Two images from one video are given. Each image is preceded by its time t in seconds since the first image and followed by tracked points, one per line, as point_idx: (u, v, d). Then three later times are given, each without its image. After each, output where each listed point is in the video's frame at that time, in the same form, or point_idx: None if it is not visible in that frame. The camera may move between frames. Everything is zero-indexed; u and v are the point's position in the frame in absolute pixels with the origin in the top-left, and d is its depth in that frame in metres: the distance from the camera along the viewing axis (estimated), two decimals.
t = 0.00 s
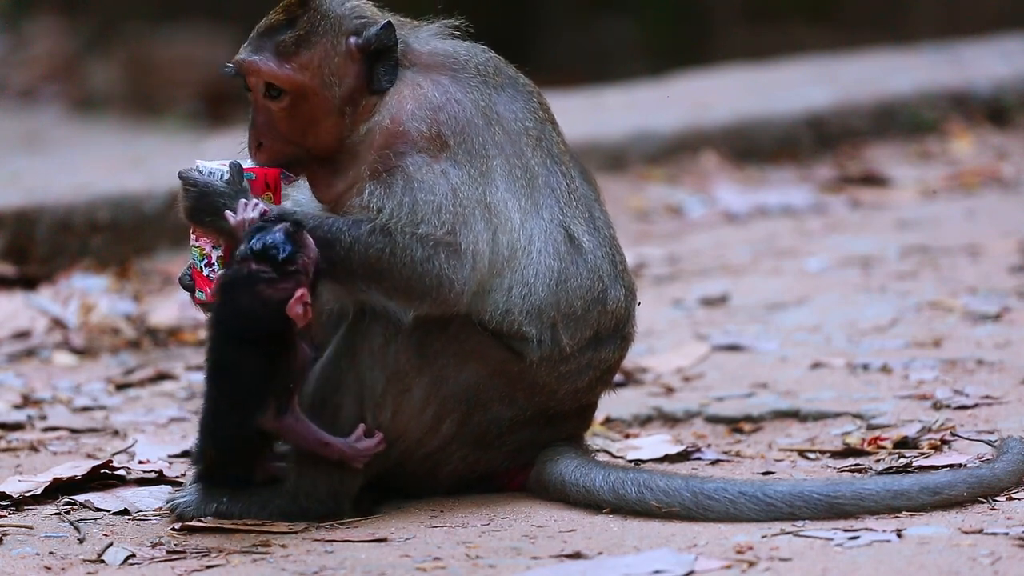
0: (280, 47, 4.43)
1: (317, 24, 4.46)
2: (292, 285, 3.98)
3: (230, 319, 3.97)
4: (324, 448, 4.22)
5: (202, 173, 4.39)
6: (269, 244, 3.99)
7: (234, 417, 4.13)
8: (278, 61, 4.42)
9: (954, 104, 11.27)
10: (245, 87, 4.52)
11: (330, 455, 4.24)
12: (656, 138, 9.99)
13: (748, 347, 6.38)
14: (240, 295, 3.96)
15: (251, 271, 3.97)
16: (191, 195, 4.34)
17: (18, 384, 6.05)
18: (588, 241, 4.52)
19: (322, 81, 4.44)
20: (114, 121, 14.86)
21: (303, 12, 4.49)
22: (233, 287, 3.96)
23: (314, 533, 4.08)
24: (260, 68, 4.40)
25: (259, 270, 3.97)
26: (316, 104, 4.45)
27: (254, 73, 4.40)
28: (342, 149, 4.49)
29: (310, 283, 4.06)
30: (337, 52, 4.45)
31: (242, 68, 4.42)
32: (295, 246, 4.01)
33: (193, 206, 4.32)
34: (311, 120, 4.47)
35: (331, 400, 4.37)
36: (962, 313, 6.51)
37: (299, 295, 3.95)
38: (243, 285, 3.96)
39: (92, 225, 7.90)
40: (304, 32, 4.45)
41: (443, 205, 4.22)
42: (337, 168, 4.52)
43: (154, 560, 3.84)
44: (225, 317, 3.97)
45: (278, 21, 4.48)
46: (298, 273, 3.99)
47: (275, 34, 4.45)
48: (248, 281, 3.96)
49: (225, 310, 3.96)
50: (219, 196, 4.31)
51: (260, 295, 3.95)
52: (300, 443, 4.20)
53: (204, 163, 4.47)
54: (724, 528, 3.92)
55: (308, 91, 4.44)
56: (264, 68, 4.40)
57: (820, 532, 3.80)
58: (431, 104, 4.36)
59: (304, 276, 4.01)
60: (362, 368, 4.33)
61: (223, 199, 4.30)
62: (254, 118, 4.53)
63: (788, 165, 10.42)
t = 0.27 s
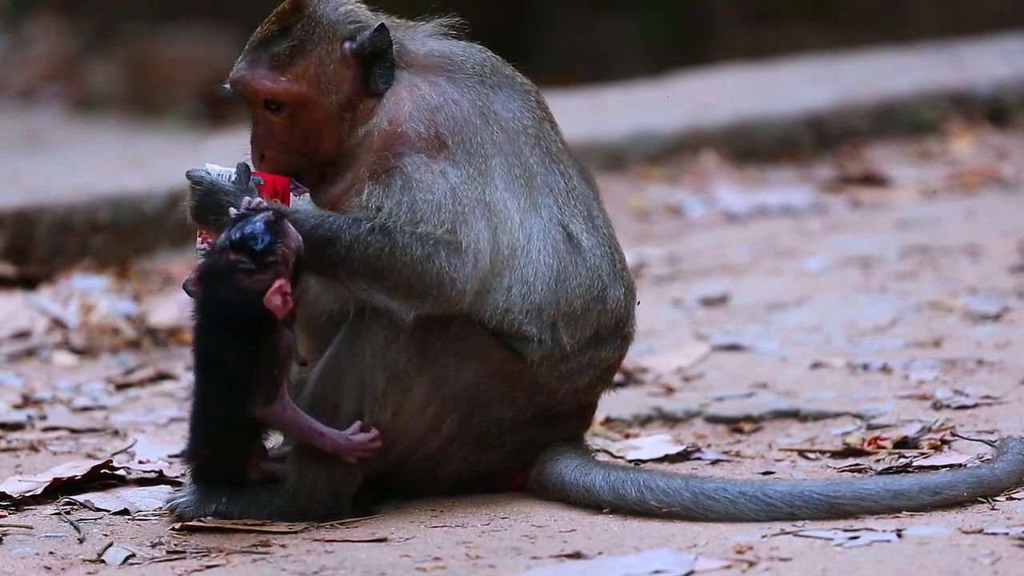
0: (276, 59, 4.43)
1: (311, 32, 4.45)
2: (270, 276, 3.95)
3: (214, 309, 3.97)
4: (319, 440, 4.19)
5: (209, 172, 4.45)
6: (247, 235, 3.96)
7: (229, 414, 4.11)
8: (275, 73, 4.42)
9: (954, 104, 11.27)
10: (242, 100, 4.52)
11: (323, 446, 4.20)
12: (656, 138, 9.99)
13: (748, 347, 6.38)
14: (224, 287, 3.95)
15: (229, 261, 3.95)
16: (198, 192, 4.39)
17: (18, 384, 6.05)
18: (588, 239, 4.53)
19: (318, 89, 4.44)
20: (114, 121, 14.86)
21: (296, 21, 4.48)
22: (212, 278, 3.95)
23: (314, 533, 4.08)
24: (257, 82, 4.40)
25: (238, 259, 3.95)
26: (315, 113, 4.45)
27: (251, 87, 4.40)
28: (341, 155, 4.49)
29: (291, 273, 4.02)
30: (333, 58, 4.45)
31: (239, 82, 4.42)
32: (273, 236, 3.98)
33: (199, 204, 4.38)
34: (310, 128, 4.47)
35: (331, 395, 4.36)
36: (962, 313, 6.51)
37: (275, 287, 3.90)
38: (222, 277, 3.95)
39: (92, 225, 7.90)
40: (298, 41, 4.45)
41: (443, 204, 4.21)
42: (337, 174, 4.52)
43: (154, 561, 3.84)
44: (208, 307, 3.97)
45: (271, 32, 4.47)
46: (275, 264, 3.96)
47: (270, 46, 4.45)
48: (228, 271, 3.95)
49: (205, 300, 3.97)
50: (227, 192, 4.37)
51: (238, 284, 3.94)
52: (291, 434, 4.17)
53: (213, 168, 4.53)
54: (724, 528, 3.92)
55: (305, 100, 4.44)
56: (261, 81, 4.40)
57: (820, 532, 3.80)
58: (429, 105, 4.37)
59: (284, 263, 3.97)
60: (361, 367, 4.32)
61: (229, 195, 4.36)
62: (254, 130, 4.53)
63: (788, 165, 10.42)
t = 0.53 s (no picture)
0: (269, 60, 4.40)
1: (305, 32, 4.43)
2: (254, 289, 3.94)
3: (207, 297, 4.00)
4: (318, 441, 4.19)
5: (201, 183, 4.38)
6: (264, 244, 3.96)
7: (227, 415, 4.11)
8: (269, 74, 4.39)
9: (954, 104, 11.27)
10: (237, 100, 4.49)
11: (323, 446, 4.21)
12: (656, 138, 9.99)
13: (748, 347, 6.38)
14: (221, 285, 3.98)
15: (232, 257, 3.98)
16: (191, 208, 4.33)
17: (18, 384, 6.05)
18: (587, 239, 4.53)
19: (314, 89, 4.42)
20: (114, 121, 14.86)
21: (290, 21, 4.45)
22: (213, 264, 4.00)
23: (314, 533, 4.08)
24: (252, 85, 4.38)
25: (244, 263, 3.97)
26: (311, 113, 4.44)
27: (246, 89, 4.38)
28: (337, 154, 4.49)
29: (281, 305, 3.98)
30: (327, 59, 4.43)
31: (234, 84, 4.39)
32: (282, 262, 3.94)
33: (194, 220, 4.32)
34: (307, 128, 4.46)
35: (331, 395, 4.36)
36: (962, 313, 6.51)
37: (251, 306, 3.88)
38: (219, 267, 3.99)
39: (92, 225, 7.90)
40: (292, 42, 4.42)
41: (442, 203, 4.21)
42: (333, 171, 4.52)
43: (154, 561, 3.84)
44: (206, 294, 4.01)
45: (265, 32, 4.44)
46: (265, 285, 3.94)
47: (265, 47, 4.41)
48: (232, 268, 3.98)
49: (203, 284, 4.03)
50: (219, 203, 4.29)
51: (226, 282, 3.97)
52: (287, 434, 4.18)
53: (204, 177, 4.47)
54: (724, 528, 3.92)
55: (301, 101, 4.42)
56: (256, 84, 4.37)
57: (820, 532, 3.80)
58: (427, 104, 4.37)
59: (272, 292, 3.94)
60: (362, 366, 4.32)
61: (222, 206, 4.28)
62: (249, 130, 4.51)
63: (788, 165, 10.42)
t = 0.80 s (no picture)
0: (270, 71, 4.42)
1: (304, 43, 4.45)
2: (282, 303, 3.95)
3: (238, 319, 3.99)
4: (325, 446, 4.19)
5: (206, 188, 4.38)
6: (302, 263, 3.99)
7: (237, 428, 4.11)
8: (269, 85, 4.42)
9: (954, 104, 11.27)
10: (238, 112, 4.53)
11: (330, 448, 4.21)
12: (656, 138, 9.99)
13: (748, 347, 6.38)
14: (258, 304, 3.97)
15: (267, 271, 4.00)
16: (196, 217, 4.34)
17: (18, 384, 6.05)
18: (588, 238, 4.53)
19: (314, 98, 4.43)
20: (114, 121, 14.85)
21: (289, 31, 4.48)
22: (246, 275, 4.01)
23: (314, 533, 4.08)
24: (253, 95, 4.40)
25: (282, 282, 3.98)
26: (311, 123, 4.45)
27: (245, 99, 4.41)
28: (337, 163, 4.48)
29: (308, 325, 3.96)
30: (327, 69, 4.45)
31: (233, 95, 4.42)
32: (314, 282, 3.95)
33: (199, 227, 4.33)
34: (307, 137, 4.46)
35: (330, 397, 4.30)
36: (962, 313, 6.51)
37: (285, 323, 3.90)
38: (252, 278, 4.00)
39: (92, 225, 7.90)
40: (291, 53, 4.44)
41: (446, 204, 4.19)
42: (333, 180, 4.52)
43: (154, 561, 3.84)
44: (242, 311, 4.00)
45: (265, 44, 4.47)
46: (294, 301, 3.94)
47: (264, 58, 4.44)
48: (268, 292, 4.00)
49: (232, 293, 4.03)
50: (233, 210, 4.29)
51: (257, 293, 3.97)
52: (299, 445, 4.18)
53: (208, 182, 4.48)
54: (724, 528, 3.92)
55: (302, 111, 4.43)
56: (257, 94, 4.40)
57: (820, 532, 3.80)
58: (428, 107, 4.36)
59: (301, 309, 3.94)
60: (361, 366, 4.27)
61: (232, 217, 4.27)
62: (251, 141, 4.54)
63: (788, 165, 10.42)
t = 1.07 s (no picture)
0: (289, 54, 4.39)
1: (321, 28, 4.42)
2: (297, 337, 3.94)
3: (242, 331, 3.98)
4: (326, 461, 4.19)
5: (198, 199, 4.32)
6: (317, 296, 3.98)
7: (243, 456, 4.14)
8: (288, 68, 4.38)
9: (954, 104, 11.27)
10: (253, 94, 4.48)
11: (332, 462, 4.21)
12: (656, 138, 9.98)
13: (748, 347, 6.38)
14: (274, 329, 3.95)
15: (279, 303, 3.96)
16: (191, 228, 4.28)
17: (18, 384, 6.05)
18: (591, 240, 4.53)
19: (331, 84, 4.42)
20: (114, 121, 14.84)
21: (306, 14, 4.45)
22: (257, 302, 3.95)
23: (314, 533, 4.08)
24: (273, 80, 4.37)
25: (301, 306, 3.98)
26: (329, 108, 4.44)
27: (265, 82, 4.37)
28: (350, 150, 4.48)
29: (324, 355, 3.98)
30: (346, 53, 4.44)
31: (252, 77, 4.37)
32: (330, 316, 3.95)
33: (194, 238, 4.27)
34: (324, 122, 4.45)
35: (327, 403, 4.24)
36: (962, 313, 6.51)
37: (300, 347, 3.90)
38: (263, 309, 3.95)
39: (92, 225, 7.89)
40: (311, 36, 4.41)
41: (451, 206, 4.18)
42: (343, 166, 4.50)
43: (154, 561, 3.84)
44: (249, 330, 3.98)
45: (283, 26, 4.42)
46: (310, 336, 3.94)
47: (283, 42, 4.40)
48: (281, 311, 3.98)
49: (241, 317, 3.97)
50: (234, 219, 4.25)
51: (270, 324, 3.94)
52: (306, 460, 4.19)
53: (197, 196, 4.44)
54: (724, 528, 3.92)
55: (320, 96, 4.42)
56: (277, 78, 4.36)
57: (820, 532, 3.80)
58: (438, 107, 4.36)
59: (316, 343, 3.95)
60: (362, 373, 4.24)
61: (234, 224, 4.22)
62: (265, 124, 4.50)
63: (788, 165, 10.43)
